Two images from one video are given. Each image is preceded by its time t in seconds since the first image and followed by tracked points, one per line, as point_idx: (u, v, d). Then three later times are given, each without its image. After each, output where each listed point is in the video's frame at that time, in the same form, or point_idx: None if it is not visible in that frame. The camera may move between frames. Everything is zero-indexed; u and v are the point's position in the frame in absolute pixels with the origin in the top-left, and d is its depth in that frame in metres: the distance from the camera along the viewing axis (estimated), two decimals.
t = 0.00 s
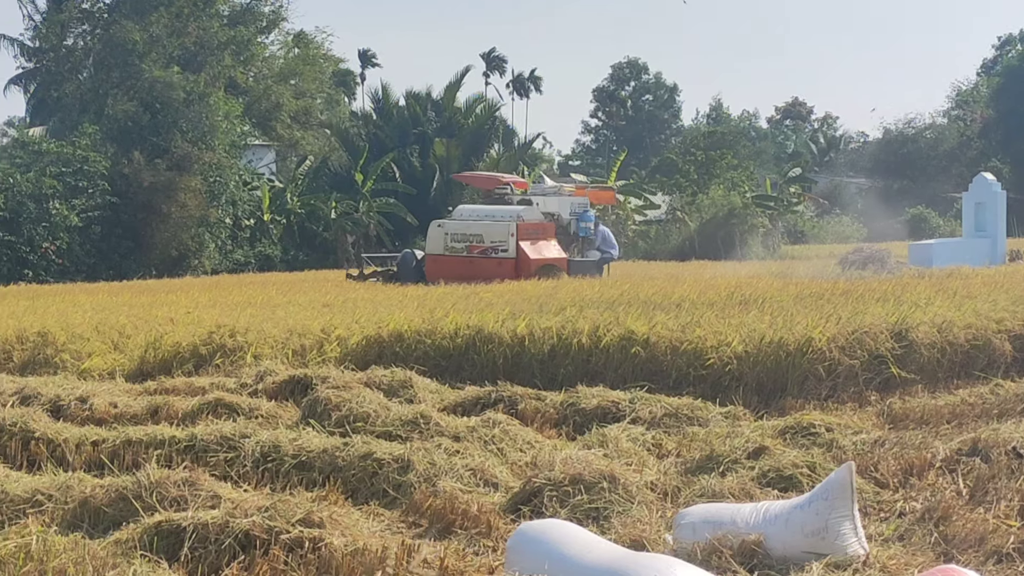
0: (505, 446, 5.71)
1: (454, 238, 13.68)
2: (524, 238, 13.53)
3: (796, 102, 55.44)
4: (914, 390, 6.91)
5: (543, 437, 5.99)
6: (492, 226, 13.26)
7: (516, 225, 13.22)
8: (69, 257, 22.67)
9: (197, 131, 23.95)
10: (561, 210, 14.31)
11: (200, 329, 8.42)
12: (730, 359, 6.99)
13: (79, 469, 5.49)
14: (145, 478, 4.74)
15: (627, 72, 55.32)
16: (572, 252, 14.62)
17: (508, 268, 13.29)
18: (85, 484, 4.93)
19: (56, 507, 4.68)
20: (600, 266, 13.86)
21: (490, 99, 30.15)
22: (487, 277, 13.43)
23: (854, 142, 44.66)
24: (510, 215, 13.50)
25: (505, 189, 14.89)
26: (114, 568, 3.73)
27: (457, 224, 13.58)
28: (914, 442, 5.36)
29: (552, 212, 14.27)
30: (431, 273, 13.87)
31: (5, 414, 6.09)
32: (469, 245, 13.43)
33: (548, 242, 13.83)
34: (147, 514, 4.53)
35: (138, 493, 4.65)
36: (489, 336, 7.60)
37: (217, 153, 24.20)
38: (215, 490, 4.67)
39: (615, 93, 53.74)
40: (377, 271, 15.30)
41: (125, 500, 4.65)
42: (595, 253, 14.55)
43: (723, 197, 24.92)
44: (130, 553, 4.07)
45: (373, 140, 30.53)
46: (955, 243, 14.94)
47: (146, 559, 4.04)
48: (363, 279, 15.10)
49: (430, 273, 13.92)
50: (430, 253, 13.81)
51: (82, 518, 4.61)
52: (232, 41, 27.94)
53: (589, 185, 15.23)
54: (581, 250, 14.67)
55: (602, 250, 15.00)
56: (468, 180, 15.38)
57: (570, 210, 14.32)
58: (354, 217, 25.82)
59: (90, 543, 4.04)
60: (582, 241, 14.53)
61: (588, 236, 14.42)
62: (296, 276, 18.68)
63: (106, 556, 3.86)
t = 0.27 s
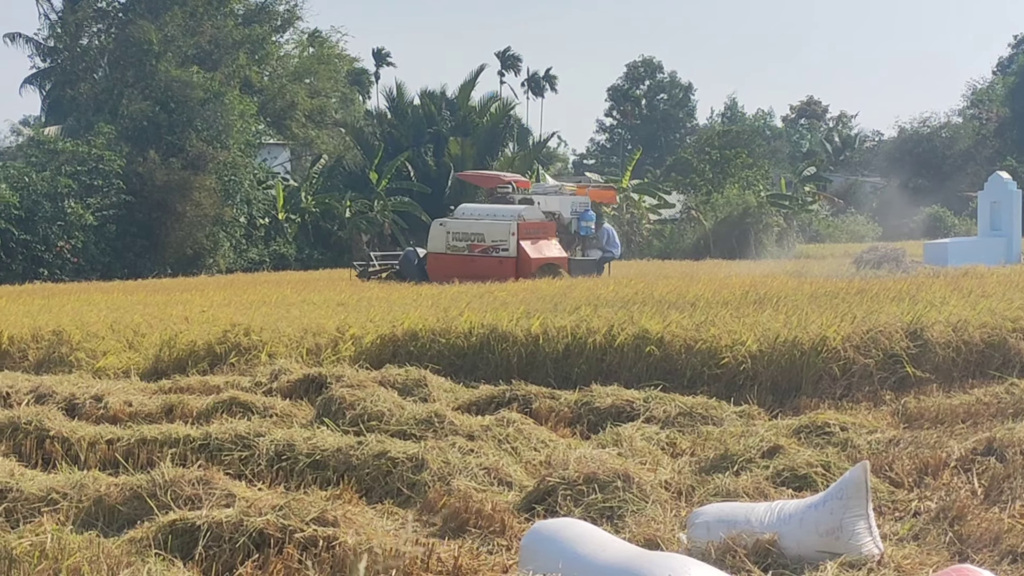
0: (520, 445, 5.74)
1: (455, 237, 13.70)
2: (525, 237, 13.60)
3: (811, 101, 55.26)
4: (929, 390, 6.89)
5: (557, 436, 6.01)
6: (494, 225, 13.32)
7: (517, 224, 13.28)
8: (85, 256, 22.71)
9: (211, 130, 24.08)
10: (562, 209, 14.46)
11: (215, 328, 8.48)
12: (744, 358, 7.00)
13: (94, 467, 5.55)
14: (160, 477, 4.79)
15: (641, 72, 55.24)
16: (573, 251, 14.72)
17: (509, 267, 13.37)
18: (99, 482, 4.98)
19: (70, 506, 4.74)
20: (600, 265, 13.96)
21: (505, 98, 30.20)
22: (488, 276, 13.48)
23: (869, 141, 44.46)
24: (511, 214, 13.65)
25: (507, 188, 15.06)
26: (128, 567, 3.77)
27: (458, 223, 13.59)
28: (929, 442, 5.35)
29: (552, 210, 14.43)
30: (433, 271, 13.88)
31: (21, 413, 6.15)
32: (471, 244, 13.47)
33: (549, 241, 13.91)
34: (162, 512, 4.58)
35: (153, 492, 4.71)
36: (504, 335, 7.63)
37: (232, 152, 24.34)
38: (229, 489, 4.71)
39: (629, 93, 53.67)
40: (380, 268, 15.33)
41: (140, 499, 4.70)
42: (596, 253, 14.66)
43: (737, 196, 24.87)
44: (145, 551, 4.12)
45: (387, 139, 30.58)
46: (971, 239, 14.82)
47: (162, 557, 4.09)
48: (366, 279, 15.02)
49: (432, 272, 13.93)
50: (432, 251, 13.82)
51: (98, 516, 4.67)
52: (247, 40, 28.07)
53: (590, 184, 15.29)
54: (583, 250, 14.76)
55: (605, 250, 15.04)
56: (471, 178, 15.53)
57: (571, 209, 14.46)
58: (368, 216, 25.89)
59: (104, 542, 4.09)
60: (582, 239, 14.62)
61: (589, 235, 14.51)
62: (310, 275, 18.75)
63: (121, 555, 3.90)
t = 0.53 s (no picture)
0: (527, 444, 5.76)
1: (449, 236, 13.73)
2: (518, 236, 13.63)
3: (817, 100, 55.16)
4: (936, 389, 6.89)
5: (564, 435, 6.03)
6: (487, 223, 13.36)
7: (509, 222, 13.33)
8: (92, 255, 22.84)
9: (219, 129, 24.15)
10: (554, 207, 14.67)
11: (222, 326, 8.52)
12: (751, 357, 7.01)
13: (101, 466, 5.59)
14: (167, 475, 4.83)
15: (649, 71, 55.21)
16: (566, 250, 14.88)
17: (502, 265, 13.39)
18: (106, 481, 5.01)
19: (77, 504, 4.77)
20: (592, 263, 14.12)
21: (512, 97, 30.21)
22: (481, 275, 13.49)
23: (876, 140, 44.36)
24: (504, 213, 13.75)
25: (501, 187, 15.21)
26: (135, 565, 3.79)
27: (452, 221, 13.63)
28: (936, 441, 5.36)
29: (545, 208, 14.63)
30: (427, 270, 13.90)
31: (28, 412, 6.19)
32: (465, 242, 13.50)
33: (542, 240, 13.95)
34: (169, 511, 4.61)
35: (160, 491, 4.74)
36: (511, 334, 7.64)
37: (239, 151, 24.39)
38: (235, 488, 4.74)
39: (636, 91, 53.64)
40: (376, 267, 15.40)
41: (147, 498, 4.73)
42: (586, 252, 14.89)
43: (744, 195, 24.83)
44: (152, 550, 4.15)
45: (394, 138, 30.60)
46: (979, 239, 14.77)
47: (168, 556, 4.11)
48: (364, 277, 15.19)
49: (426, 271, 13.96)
50: (426, 250, 13.85)
51: (105, 515, 4.70)
52: (254, 38, 28.12)
53: (580, 186, 15.55)
54: (575, 248, 14.94)
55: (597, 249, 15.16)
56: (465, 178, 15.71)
57: (563, 207, 14.67)
58: (375, 215, 25.91)
59: (110, 541, 4.11)
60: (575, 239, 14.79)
61: (581, 233, 14.69)
62: (317, 274, 18.78)
63: (127, 553, 3.92)
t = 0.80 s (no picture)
0: (532, 443, 5.77)
1: (441, 235, 13.81)
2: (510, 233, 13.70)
3: (822, 98, 55.05)
4: (941, 387, 6.88)
5: (569, 434, 6.04)
6: (478, 221, 13.48)
7: (501, 219, 13.46)
8: (97, 254, 22.90)
9: (224, 128, 24.22)
10: (545, 204, 14.76)
11: (227, 325, 8.55)
12: (756, 356, 7.01)
13: (106, 465, 5.61)
14: (172, 474, 4.85)
15: (653, 69, 55.17)
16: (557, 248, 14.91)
17: (494, 262, 13.50)
18: (111, 480, 5.03)
19: (82, 503, 4.79)
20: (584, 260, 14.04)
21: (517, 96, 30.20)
22: (474, 272, 13.60)
23: (881, 138, 44.23)
24: (495, 211, 13.90)
25: (491, 187, 15.37)
26: (140, 564, 3.81)
27: (443, 220, 13.71)
28: (942, 440, 5.35)
29: (535, 206, 14.71)
30: (420, 270, 13.96)
31: (34, 411, 6.21)
32: (457, 240, 13.60)
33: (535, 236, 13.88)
34: (174, 510, 4.63)
35: (165, 490, 4.76)
36: (515, 333, 7.65)
37: (243, 150, 24.44)
38: (240, 487, 4.75)
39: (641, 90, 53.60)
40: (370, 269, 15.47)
41: (152, 496, 4.75)
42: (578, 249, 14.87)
43: (749, 194, 24.78)
44: (157, 549, 4.16)
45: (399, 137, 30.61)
46: (984, 237, 14.77)
47: (173, 555, 4.13)
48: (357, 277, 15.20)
49: (419, 270, 14.01)
50: (418, 250, 13.91)
51: (110, 514, 4.72)
52: (258, 37, 28.15)
53: (572, 183, 15.52)
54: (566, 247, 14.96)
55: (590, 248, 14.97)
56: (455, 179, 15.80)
57: (554, 205, 14.75)
58: (380, 214, 25.92)
59: (116, 539, 4.13)
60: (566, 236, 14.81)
61: (572, 230, 14.73)
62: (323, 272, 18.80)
63: (132, 552, 3.93)
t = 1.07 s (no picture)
0: (539, 442, 5.78)
1: (439, 234, 13.91)
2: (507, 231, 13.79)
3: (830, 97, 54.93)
4: (949, 387, 6.88)
5: (576, 433, 6.05)
6: (476, 219, 13.58)
7: (498, 217, 13.54)
8: (104, 254, 22.98)
9: (231, 128, 24.27)
10: (542, 203, 14.48)
11: (235, 325, 8.58)
12: (763, 355, 7.01)
13: (113, 464, 5.64)
14: (179, 474, 4.88)
15: (661, 69, 55.12)
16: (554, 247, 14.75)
17: (492, 260, 13.57)
18: (119, 479, 5.07)
19: (90, 503, 4.82)
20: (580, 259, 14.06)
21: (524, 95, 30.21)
22: (472, 271, 13.68)
23: (889, 137, 44.10)
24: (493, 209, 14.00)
25: (488, 186, 15.33)
26: (148, 563, 3.83)
27: (441, 219, 13.81)
28: (949, 439, 5.35)
29: (532, 205, 14.45)
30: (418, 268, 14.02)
31: (42, 411, 6.24)
32: (454, 239, 13.70)
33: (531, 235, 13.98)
34: (182, 509, 4.65)
35: (172, 489, 4.78)
36: (522, 333, 7.66)
37: (251, 149, 24.50)
38: (248, 486, 4.77)
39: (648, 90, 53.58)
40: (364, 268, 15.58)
41: (160, 496, 4.78)
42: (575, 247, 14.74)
43: (757, 193, 24.74)
44: (165, 548, 4.19)
45: (406, 137, 30.66)
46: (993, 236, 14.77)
47: (181, 554, 4.15)
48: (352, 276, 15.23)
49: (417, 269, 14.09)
50: (416, 249, 14.00)
51: (117, 513, 4.75)
52: (265, 36, 28.20)
53: (567, 180, 15.39)
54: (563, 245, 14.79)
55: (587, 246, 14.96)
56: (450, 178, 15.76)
57: (551, 204, 14.47)
58: (387, 213, 25.95)
59: (124, 538, 4.15)
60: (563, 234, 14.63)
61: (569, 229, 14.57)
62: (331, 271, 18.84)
63: (139, 552, 3.96)
